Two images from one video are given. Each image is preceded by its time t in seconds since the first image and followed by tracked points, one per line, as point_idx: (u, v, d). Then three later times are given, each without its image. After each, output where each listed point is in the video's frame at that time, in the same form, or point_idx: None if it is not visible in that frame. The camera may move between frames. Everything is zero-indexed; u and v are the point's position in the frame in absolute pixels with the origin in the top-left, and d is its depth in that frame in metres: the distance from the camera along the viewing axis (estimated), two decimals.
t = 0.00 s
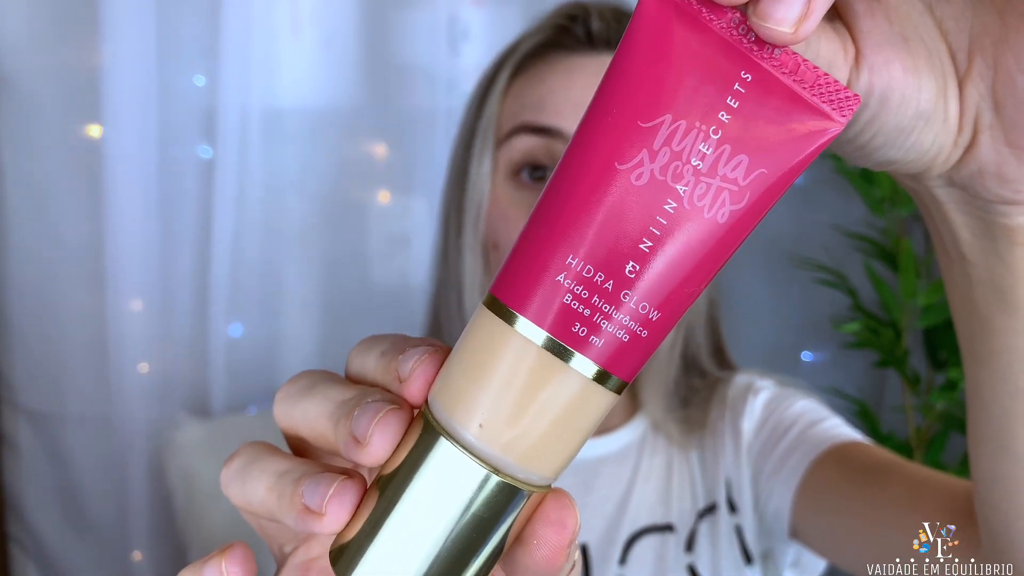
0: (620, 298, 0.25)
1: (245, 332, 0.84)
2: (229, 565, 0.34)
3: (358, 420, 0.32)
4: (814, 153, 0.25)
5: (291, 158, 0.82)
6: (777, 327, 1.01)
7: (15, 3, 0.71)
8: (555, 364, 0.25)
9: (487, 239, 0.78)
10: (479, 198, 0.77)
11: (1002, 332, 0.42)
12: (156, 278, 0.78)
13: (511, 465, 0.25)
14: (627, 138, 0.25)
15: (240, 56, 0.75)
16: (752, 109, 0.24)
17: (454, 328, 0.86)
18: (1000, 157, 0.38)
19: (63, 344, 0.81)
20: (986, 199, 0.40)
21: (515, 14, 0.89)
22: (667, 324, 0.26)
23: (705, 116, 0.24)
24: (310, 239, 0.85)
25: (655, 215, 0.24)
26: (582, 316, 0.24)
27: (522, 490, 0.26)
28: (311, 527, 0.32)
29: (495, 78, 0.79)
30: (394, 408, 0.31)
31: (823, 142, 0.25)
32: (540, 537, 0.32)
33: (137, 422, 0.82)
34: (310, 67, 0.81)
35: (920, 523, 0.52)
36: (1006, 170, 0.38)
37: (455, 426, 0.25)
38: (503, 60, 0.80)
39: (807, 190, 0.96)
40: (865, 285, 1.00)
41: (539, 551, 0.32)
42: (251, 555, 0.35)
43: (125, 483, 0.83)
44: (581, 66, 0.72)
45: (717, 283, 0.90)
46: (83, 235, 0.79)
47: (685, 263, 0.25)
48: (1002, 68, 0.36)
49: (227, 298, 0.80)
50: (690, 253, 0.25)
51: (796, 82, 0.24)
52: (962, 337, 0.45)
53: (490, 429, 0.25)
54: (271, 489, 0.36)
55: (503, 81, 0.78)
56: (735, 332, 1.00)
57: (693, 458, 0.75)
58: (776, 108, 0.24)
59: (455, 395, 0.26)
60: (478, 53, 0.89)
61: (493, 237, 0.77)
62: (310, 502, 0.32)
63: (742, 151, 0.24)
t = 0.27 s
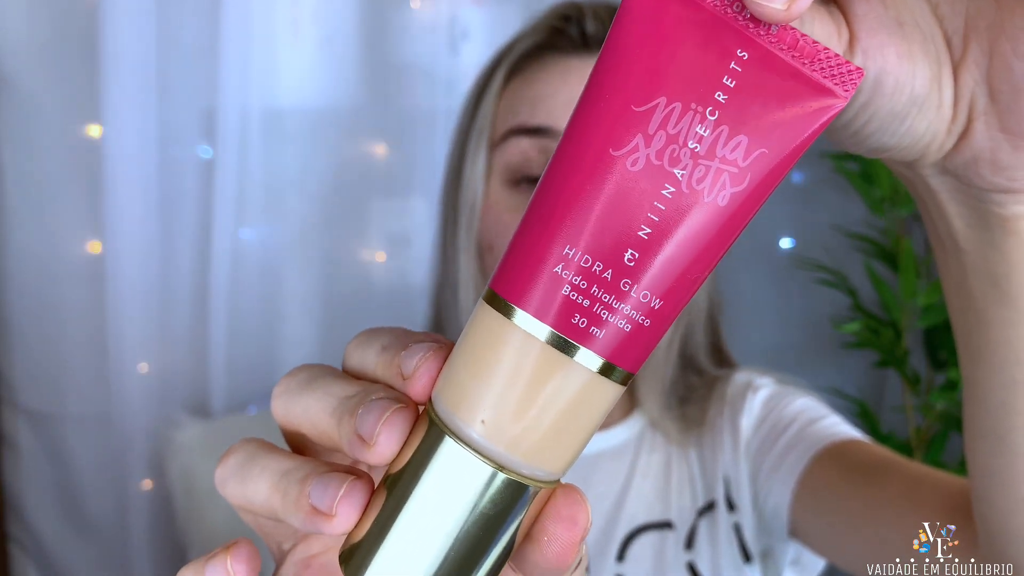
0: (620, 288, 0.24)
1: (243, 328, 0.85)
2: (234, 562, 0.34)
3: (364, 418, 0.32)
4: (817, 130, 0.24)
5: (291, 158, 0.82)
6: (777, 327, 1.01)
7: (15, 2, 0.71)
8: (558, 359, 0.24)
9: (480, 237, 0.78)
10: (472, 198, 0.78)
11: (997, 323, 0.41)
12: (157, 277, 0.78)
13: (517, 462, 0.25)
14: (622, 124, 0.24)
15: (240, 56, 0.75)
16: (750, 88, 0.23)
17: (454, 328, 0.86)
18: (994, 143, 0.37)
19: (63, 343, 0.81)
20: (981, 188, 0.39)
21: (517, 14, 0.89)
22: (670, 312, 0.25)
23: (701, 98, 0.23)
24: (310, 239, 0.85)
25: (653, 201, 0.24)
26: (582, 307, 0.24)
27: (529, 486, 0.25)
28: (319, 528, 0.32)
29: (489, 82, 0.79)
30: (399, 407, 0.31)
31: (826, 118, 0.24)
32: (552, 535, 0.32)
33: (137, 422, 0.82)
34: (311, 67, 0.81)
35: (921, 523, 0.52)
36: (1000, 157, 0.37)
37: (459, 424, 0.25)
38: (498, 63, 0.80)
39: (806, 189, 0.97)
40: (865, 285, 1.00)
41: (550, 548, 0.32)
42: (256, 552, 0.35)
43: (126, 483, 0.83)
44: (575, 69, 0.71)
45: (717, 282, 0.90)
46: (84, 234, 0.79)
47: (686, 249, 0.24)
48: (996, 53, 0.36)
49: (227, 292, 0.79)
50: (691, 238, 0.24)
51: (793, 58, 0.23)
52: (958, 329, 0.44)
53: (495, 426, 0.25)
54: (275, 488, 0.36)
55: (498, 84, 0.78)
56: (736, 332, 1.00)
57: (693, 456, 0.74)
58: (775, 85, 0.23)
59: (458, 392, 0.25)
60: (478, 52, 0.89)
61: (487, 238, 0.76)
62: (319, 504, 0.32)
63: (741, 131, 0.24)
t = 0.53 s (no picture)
0: (623, 288, 0.24)
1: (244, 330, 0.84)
2: (250, 560, 0.34)
3: (375, 423, 0.32)
4: (815, 125, 0.24)
5: (292, 159, 0.82)
6: (778, 327, 1.01)
7: (15, 2, 0.71)
8: (564, 361, 0.24)
9: (482, 237, 0.78)
10: (453, 238, 0.81)
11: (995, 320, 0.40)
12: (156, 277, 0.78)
13: (527, 464, 0.25)
14: (618, 125, 0.24)
15: (241, 57, 0.75)
16: (746, 85, 0.23)
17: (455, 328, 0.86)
18: (984, 142, 0.37)
19: (64, 343, 0.81)
20: (971, 185, 0.39)
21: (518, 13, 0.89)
22: (674, 311, 0.25)
23: (697, 96, 0.23)
24: (310, 240, 0.85)
25: (653, 201, 0.24)
26: (585, 308, 0.24)
27: (541, 488, 0.25)
28: (334, 532, 0.31)
29: (456, 113, 0.81)
30: (411, 413, 0.31)
31: (824, 111, 0.24)
32: (563, 535, 0.32)
33: (137, 422, 0.81)
34: (310, 68, 0.81)
35: (921, 523, 0.52)
36: (989, 156, 0.37)
37: (468, 428, 0.25)
38: (464, 89, 0.81)
39: (806, 189, 0.97)
40: (865, 285, 1.00)
41: (562, 549, 0.32)
42: (272, 551, 0.35)
43: (126, 483, 0.83)
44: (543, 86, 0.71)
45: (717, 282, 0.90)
46: (83, 234, 0.79)
47: (688, 247, 0.24)
48: (984, 54, 0.35)
49: (228, 295, 0.80)
50: (692, 236, 0.24)
51: (789, 53, 0.23)
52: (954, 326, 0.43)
53: (504, 429, 0.25)
54: (288, 489, 0.36)
55: (467, 114, 0.79)
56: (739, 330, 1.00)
57: (700, 452, 0.74)
58: (771, 82, 0.23)
59: (466, 397, 0.25)
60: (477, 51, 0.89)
61: (484, 246, 0.78)
62: (334, 508, 0.31)
63: (738, 128, 0.23)
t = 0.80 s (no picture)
0: (627, 286, 0.24)
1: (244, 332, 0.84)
2: (273, 559, 0.34)
3: (388, 427, 0.32)
4: (816, 117, 0.24)
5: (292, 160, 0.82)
6: (777, 327, 1.01)
7: (15, 3, 0.72)
8: (574, 361, 0.24)
9: (482, 237, 0.78)
10: (455, 241, 0.81)
11: (986, 318, 0.41)
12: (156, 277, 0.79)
13: (540, 463, 0.25)
14: (617, 124, 0.24)
15: (241, 58, 0.75)
16: (744, 80, 0.23)
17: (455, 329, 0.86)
18: (977, 138, 0.37)
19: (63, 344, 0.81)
20: (965, 180, 0.39)
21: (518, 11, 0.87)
22: (680, 307, 0.25)
23: (696, 93, 0.23)
24: (310, 240, 0.85)
25: (654, 198, 0.24)
26: (590, 307, 0.24)
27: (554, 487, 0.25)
28: (351, 534, 0.31)
29: (461, 113, 0.80)
30: (425, 417, 0.31)
31: (824, 104, 0.24)
32: (580, 531, 0.32)
33: (136, 422, 0.81)
34: (309, 68, 0.81)
35: (920, 523, 0.52)
36: (983, 151, 0.37)
37: (480, 429, 0.25)
38: (469, 87, 0.80)
39: (805, 190, 0.97)
40: (866, 285, 0.99)
41: (577, 547, 0.32)
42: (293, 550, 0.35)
43: (125, 484, 0.83)
44: (547, 89, 0.71)
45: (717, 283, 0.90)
46: (82, 234, 0.79)
47: (692, 243, 0.24)
48: (976, 50, 0.35)
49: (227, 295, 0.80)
50: (695, 231, 0.24)
51: (786, 46, 0.23)
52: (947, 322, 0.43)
53: (516, 429, 0.24)
54: (303, 490, 0.35)
55: (470, 116, 0.79)
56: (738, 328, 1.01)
57: (701, 452, 0.74)
58: (769, 76, 0.23)
59: (477, 398, 0.25)
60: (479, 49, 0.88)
61: (485, 248, 0.78)
62: (352, 511, 0.31)
63: (738, 123, 0.23)
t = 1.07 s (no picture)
0: (617, 291, 0.23)
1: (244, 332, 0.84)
2: (278, 568, 0.34)
3: (395, 446, 0.31)
4: (799, 107, 0.24)
5: (293, 160, 0.82)
6: (777, 327, 1.01)
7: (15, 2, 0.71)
8: (572, 371, 0.23)
9: (484, 234, 0.79)
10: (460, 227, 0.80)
11: (979, 317, 0.40)
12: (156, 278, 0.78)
13: (546, 476, 0.24)
14: (597, 130, 0.24)
15: (241, 58, 0.75)
16: (722, 77, 0.23)
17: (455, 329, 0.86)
18: (963, 138, 0.37)
19: (64, 344, 0.81)
20: (953, 180, 0.39)
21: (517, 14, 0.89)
22: (674, 309, 0.24)
23: (674, 93, 0.23)
24: (310, 241, 0.85)
25: (639, 202, 0.23)
26: (581, 315, 0.23)
27: (560, 500, 0.24)
28: (365, 552, 0.31)
29: (468, 107, 0.79)
30: (432, 434, 0.31)
31: (806, 94, 0.23)
32: (591, 540, 0.32)
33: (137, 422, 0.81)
34: (310, 69, 0.81)
35: (921, 523, 0.52)
36: (968, 151, 0.37)
37: (483, 446, 0.24)
38: (475, 84, 0.80)
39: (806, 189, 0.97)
40: (865, 285, 1.00)
41: (589, 555, 0.32)
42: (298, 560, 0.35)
43: (126, 484, 0.83)
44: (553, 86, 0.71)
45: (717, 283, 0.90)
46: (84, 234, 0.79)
47: (681, 243, 0.24)
48: (959, 50, 0.34)
49: (228, 295, 0.80)
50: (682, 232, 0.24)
51: (764, 39, 0.23)
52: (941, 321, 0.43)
53: (519, 443, 0.24)
54: (311, 504, 0.35)
55: (478, 110, 0.78)
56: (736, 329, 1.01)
57: (699, 455, 0.74)
58: (749, 71, 0.23)
59: (478, 414, 0.25)
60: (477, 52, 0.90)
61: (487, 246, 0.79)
62: (366, 529, 0.31)
63: (719, 120, 0.23)
